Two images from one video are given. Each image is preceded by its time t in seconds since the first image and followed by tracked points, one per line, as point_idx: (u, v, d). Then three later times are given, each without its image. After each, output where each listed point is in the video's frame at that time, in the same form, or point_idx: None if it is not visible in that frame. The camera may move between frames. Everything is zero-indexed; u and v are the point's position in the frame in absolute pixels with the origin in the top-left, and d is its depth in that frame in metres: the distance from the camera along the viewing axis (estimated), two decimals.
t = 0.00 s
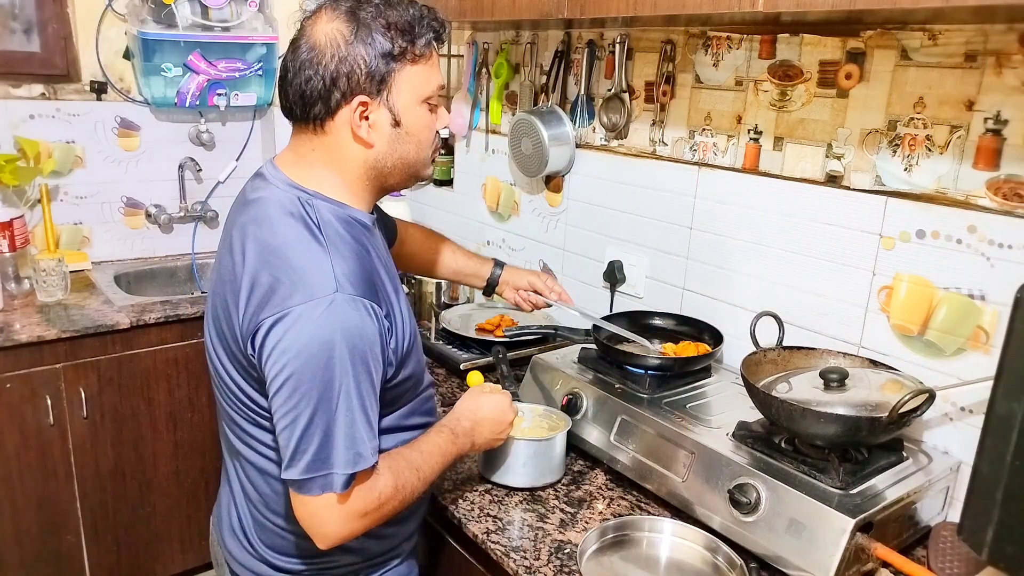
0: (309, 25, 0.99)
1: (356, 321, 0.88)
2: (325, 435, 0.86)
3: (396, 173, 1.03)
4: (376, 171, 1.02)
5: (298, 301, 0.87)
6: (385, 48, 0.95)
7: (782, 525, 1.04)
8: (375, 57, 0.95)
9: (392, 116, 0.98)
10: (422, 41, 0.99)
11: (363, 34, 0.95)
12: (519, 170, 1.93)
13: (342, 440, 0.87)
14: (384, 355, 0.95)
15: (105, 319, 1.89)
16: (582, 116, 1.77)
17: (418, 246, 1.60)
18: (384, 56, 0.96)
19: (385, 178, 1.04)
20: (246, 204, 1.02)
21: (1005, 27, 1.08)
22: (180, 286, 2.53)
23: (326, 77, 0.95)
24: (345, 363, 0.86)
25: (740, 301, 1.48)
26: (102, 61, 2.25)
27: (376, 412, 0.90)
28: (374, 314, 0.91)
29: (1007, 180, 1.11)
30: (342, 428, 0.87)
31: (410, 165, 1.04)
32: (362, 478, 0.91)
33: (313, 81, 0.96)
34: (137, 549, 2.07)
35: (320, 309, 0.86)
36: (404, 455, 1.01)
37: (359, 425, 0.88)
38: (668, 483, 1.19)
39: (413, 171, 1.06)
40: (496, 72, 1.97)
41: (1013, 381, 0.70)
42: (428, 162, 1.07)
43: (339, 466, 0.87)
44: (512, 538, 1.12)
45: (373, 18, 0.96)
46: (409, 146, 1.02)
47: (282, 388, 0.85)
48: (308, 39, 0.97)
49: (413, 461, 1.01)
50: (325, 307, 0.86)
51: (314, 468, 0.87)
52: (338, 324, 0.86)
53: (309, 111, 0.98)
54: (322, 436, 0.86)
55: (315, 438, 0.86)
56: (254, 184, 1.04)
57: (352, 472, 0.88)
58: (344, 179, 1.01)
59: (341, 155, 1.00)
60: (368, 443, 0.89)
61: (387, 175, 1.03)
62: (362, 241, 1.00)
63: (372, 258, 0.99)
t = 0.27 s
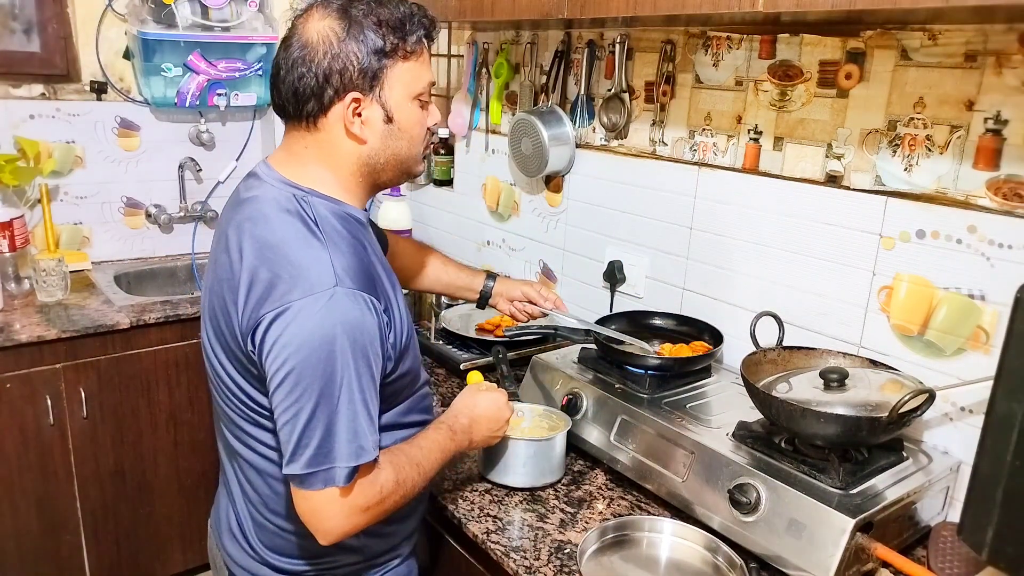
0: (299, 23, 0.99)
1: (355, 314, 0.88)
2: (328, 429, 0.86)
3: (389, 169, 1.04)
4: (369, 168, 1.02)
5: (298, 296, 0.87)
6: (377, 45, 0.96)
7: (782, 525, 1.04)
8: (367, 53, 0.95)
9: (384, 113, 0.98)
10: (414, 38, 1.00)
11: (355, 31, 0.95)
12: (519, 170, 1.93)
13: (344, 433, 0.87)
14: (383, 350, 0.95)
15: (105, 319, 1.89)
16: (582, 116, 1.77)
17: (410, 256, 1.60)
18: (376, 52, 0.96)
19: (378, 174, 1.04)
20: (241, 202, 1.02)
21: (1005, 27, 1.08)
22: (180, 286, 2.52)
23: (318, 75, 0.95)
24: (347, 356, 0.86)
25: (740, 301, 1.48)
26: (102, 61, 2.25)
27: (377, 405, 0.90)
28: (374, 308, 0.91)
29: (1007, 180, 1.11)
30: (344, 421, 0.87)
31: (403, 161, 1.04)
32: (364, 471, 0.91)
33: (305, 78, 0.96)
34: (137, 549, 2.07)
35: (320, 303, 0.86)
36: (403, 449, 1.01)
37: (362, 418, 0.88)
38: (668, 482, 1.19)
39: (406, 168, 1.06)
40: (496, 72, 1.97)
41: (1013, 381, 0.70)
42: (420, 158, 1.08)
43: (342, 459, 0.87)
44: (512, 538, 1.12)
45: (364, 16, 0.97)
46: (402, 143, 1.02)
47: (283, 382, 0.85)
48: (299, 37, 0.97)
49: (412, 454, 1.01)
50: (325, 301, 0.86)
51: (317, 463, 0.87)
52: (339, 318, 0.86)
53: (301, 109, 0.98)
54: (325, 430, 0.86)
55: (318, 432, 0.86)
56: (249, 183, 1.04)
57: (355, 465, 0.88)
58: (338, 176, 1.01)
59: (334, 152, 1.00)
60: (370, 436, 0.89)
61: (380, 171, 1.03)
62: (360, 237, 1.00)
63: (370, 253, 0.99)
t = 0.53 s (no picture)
0: (296, 23, 0.99)
1: (354, 318, 0.88)
2: (327, 433, 0.86)
3: (386, 170, 1.04)
4: (366, 169, 1.02)
5: (296, 300, 0.87)
6: (374, 45, 0.96)
7: (782, 525, 1.04)
8: (364, 54, 0.95)
9: (381, 113, 0.98)
10: (410, 38, 0.99)
11: (352, 32, 0.95)
12: (519, 170, 1.92)
13: (344, 438, 0.87)
14: (382, 352, 0.95)
15: (105, 319, 1.89)
16: (582, 116, 1.77)
17: (397, 252, 1.61)
18: (373, 53, 0.96)
19: (375, 175, 1.04)
20: (238, 205, 1.01)
21: (1006, 27, 1.08)
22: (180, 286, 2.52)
23: (316, 75, 0.95)
24: (345, 361, 0.86)
25: (740, 301, 1.48)
26: (102, 61, 2.25)
27: (376, 408, 0.90)
28: (373, 312, 0.91)
29: (1007, 180, 1.11)
30: (344, 426, 0.87)
31: (400, 162, 1.04)
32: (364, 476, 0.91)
33: (302, 78, 0.95)
34: (137, 549, 2.07)
35: (319, 308, 0.86)
36: (404, 453, 1.01)
37: (361, 422, 0.88)
38: (668, 482, 1.19)
39: (402, 168, 1.06)
40: (496, 72, 1.97)
41: (1013, 380, 0.70)
42: (417, 159, 1.08)
43: (342, 464, 0.87)
44: (512, 538, 1.12)
45: (361, 16, 0.96)
46: (399, 144, 1.02)
47: (283, 388, 0.85)
48: (296, 36, 0.97)
49: (414, 458, 1.01)
50: (323, 306, 0.86)
51: (316, 467, 0.87)
52: (337, 322, 0.86)
53: (298, 109, 0.97)
54: (324, 435, 0.86)
55: (317, 437, 0.86)
56: (245, 187, 1.03)
57: (354, 469, 0.88)
58: (335, 177, 1.01)
59: (331, 153, 1.00)
60: (369, 440, 0.89)
61: (377, 172, 1.03)
62: (357, 239, 1.00)
63: (367, 255, 0.99)
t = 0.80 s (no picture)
0: (295, 23, 0.98)
1: (357, 323, 0.88)
2: (331, 439, 0.86)
3: (384, 172, 1.04)
4: (365, 171, 1.02)
5: (298, 307, 0.87)
6: (375, 47, 0.96)
7: (782, 525, 1.04)
8: (365, 56, 0.95)
9: (382, 115, 0.99)
10: (411, 40, 1.00)
11: (353, 34, 0.95)
12: (519, 170, 1.92)
13: (347, 443, 0.87)
14: (384, 355, 0.95)
15: (105, 319, 1.89)
16: (582, 116, 1.77)
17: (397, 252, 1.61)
18: (374, 55, 0.96)
19: (374, 177, 1.04)
20: (235, 209, 1.01)
21: (1006, 27, 1.08)
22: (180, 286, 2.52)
23: (317, 76, 0.95)
24: (348, 366, 0.86)
25: (740, 301, 1.48)
26: (102, 61, 2.25)
27: (379, 413, 0.91)
28: (375, 316, 0.91)
29: (1007, 180, 1.11)
30: (348, 431, 0.87)
31: (398, 164, 1.05)
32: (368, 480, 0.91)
33: (303, 80, 0.95)
34: (138, 550, 2.07)
35: (321, 314, 0.86)
36: (407, 455, 1.01)
37: (364, 427, 0.88)
38: (668, 483, 1.19)
39: (400, 170, 1.06)
40: (496, 72, 1.97)
41: (1013, 380, 0.70)
42: (415, 161, 1.08)
43: (346, 469, 0.87)
44: (512, 538, 1.12)
45: (362, 17, 0.96)
46: (398, 146, 1.02)
47: (286, 395, 0.85)
48: (295, 37, 0.97)
49: (417, 461, 1.01)
50: (326, 312, 0.86)
51: (320, 473, 0.87)
52: (339, 327, 0.86)
53: (298, 111, 0.97)
54: (327, 441, 0.86)
55: (321, 443, 0.86)
56: (242, 191, 1.03)
57: (359, 474, 0.88)
58: (335, 179, 1.01)
59: (331, 154, 1.00)
60: (373, 445, 0.89)
61: (377, 174, 1.04)
62: (357, 243, 1.00)
63: (368, 258, 0.99)
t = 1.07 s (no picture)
0: (296, 22, 0.98)
1: (357, 324, 0.88)
2: (331, 440, 0.86)
3: (383, 172, 1.04)
4: (363, 171, 1.02)
5: (298, 307, 0.87)
6: (377, 47, 0.96)
7: (782, 525, 1.04)
8: (366, 56, 0.95)
9: (382, 116, 0.99)
10: (412, 41, 1.00)
11: (354, 34, 0.95)
12: (519, 170, 1.92)
13: (348, 445, 0.87)
14: (384, 355, 0.95)
15: (104, 319, 1.89)
16: (582, 116, 1.77)
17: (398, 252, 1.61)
18: (375, 55, 0.96)
19: (372, 178, 1.04)
20: (234, 210, 1.01)
21: (1006, 27, 1.08)
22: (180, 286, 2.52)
23: (317, 75, 0.95)
24: (348, 367, 0.86)
25: (740, 301, 1.48)
26: (102, 61, 2.25)
27: (379, 413, 0.91)
28: (374, 316, 0.91)
29: (1007, 180, 1.11)
30: (348, 432, 0.87)
31: (397, 165, 1.05)
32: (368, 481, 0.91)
33: (303, 78, 0.95)
34: (138, 550, 2.07)
35: (321, 315, 0.86)
36: (405, 455, 1.01)
37: (365, 428, 0.88)
38: (668, 483, 1.19)
39: (398, 171, 1.07)
40: (496, 72, 1.97)
41: (1013, 380, 0.70)
42: (413, 162, 1.08)
43: (347, 470, 0.87)
44: (512, 538, 1.12)
45: (363, 17, 0.96)
46: (397, 146, 1.03)
47: (286, 396, 0.85)
48: (296, 36, 0.97)
49: (416, 460, 1.01)
50: (326, 313, 0.86)
51: (321, 474, 0.87)
52: (340, 328, 0.86)
53: (298, 109, 0.97)
54: (328, 442, 0.86)
55: (322, 444, 0.86)
56: (240, 191, 1.03)
57: (359, 475, 0.88)
58: (333, 179, 1.01)
59: (330, 154, 1.00)
60: (373, 445, 0.89)
61: (375, 174, 1.04)
62: (356, 243, 1.00)
63: (367, 259, 0.99)
